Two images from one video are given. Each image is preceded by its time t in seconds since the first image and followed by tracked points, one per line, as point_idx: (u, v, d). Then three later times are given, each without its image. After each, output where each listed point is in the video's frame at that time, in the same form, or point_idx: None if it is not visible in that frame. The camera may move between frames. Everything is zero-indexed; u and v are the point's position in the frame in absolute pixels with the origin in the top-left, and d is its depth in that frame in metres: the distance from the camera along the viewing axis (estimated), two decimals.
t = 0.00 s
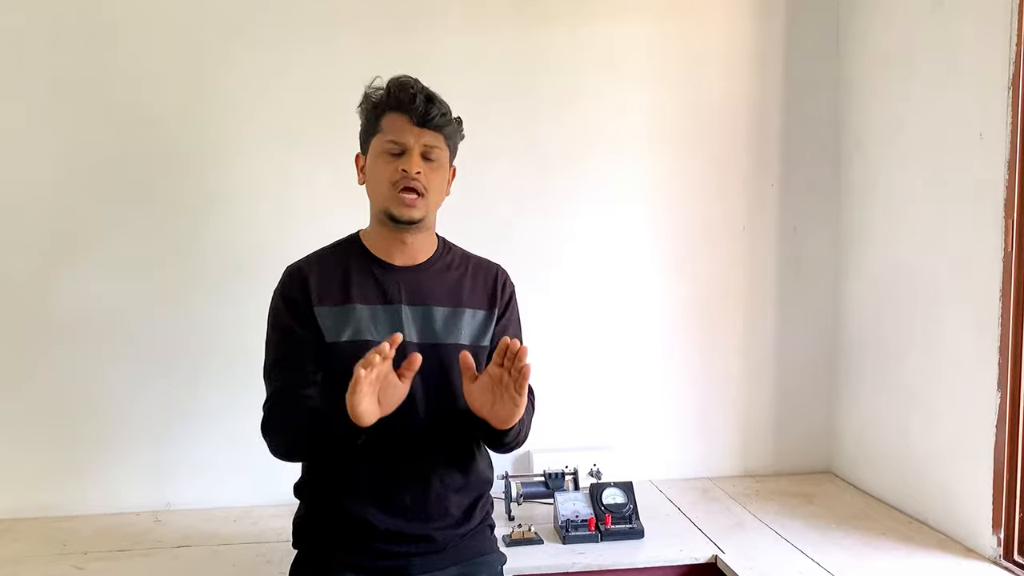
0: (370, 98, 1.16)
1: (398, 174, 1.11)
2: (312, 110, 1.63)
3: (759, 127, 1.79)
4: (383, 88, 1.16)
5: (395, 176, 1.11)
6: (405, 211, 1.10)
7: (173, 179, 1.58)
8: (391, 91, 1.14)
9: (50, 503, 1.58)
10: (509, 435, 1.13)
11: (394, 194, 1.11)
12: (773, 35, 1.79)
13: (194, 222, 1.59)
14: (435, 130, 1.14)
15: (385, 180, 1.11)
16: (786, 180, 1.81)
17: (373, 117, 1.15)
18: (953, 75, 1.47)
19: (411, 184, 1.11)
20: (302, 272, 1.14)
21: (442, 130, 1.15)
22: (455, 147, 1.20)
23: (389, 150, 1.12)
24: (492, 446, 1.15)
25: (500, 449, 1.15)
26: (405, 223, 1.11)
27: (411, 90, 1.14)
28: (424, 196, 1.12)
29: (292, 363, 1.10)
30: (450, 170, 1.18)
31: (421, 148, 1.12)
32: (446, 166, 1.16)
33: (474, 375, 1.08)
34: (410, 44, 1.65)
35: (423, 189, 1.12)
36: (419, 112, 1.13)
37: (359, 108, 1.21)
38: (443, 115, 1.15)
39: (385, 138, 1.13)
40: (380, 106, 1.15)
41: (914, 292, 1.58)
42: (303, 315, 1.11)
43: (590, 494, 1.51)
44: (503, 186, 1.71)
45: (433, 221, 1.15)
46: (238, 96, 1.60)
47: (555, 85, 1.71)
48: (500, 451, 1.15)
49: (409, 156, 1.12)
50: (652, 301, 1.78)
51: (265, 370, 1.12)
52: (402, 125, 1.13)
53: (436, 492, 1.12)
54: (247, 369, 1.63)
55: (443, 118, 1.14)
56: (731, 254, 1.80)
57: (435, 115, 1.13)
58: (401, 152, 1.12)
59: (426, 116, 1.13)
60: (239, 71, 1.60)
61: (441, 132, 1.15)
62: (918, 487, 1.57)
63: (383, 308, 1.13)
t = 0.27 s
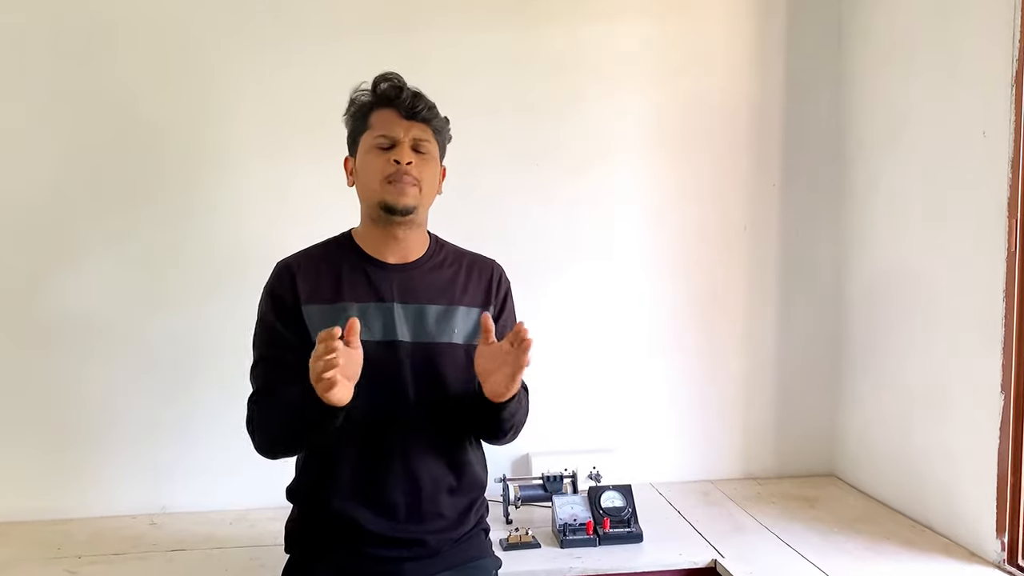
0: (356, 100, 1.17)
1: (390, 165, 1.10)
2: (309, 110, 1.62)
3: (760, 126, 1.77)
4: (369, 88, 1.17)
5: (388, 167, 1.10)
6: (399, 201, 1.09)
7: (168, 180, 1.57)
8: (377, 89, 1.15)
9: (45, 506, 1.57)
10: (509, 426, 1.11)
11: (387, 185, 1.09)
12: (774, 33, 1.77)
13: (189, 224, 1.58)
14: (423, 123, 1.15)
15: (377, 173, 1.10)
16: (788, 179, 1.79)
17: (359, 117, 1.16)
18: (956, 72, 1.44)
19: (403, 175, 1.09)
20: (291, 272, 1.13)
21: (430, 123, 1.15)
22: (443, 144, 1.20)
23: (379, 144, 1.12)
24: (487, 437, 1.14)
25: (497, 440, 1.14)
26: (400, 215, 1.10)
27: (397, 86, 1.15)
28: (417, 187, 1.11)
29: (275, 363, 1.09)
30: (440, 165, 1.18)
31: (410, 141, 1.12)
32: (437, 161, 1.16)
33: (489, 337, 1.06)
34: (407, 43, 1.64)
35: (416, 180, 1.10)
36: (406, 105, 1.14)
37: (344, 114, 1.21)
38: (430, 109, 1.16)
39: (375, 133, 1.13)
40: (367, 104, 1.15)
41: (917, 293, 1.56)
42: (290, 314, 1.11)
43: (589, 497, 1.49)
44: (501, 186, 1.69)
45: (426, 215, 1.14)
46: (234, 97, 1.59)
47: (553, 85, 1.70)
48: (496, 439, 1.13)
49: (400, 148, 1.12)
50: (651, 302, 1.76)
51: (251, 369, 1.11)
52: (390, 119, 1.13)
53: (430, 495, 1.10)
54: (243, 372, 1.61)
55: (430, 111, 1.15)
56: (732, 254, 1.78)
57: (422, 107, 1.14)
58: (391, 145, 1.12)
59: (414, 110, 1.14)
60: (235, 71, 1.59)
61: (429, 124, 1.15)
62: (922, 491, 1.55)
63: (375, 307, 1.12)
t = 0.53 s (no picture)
0: (340, 99, 1.16)
1: (377, 161, 1.09)
2: (307, 109, 1.61)
3: (762, 123, 1.76)
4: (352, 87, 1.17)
5: (374, 163, 1.09)
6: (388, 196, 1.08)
7: (166, 180, 1.57)
8: (361, 87, 1.15)
9: (43, 507, 1.57)
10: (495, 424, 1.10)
11: (375, 180, 1.08)
12: (777, 29, 1.75)
13: (187, 224, 1.57)
14: (408, 118, 1.14)
15: (365, 169, 1.09)
16: (790, 177, 1.77)
17: (345, 116, 1.15)
18: (960, 68, 1.43)
19: (391, 169, 1.09)
20: (284, 272, 1.12)
21: (416, 118, 1.14)
22: (432, 139, 1.18)
23: (366, 140, 1.11)
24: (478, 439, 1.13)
25: (485, 442, 1.13)
26: (389, 210, 1.09)
27: (381, 82, 1.14)
28: (406, 181, 1.10)
29: (275, 364, 1.08)
30: (428, 160, 1.17)
31: (397, 136, 1.11)
32: (425, 155, 1.15)
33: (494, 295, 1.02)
34: (405, 41, 1.63)
35: (405, 174, 1.09)
36: (390, 101, 1.13)
37: (330, 114, 1.20)
38: (415, 104, 1.15)
39: (361, 130, 1.12)
40: (352, 102, 1.15)
41: (921, 291, 1.54)
42: (286, 315, 1.10)
43: (588, 499, 1.48)
44: (500, 186, 1.68)
45: (415, 209, 1.13)
46: (232, 96, 1.58)
47: (553, 82, 1.69)
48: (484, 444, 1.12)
49: (386, 144, 1.11)
50: (652, 301, 1.75)
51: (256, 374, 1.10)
52: (376, 115, 1.12)
53: (425, 497, 1.10)
54: (241, 372, 1.61)
55: (415, 106, 1.14)
56: (734, 252, 1.76)
57: (407, 103, 1.13)
58: (378, 141, 1.11)
59: (399, 105, 1.13)
60: (232, 70, 1.58)
61: (415, 120, 1.14)
62: (926, 492, 1.53)
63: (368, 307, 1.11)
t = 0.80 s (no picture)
0: (330, 103, 1.17)
1: (373, 156, 1.08)
2: (307, 109, 1.60)
3: (766, 120, 1.74)
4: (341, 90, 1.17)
5: (371, 158, 1.08)
6: (387, 191, 1.06)
7: (166, 181, 1.57)
8: (350, 88, 1.15)
9: (45, 508, 1.57)
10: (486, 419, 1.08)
11: (373, 174, 1.06)
12: (781, 25, 1.73)
13: (187, 225, 1.57)
14: (400, 114, 1.14)
15: (361, 165, 1.08)
16: (795, 174, 1.75)
17: (335, 117, 1.15)
18: (966, 62, 1.40)
19: (388, 163, 1.07)
20: (280, 276, 1.11)
21: (407, 114, 1.15)
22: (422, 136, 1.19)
23: (360, 137, 1.10)
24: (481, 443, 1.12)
25: (486, 444, 1.12)
26: (388, 205, 1.07)
27: (370, 82, 1.15)
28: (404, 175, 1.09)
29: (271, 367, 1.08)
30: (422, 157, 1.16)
31: (391, 131, 1.11)
32: (419, 151, 1.15)
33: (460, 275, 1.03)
34: (406, 40, 1.62)
35: (402, 167, 1.08)
36: (381, 98, 1.13)
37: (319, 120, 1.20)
38: (404, 101, 1.16)
39: (354, 128, 1.11)
40: (342, 104, 1.15)
41: (928, 290, 1.52)
42: (285, 319, 1.09)
43: (590, 500, 1.47)
44: (502, 185, 1.67)
45: (412, 205, 1.11)
46: (231, 96, 1.58)
47: (554, 80, 1.67)
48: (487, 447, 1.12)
49: (381, 139, 1.10)
50: (656, 300, 1.73)
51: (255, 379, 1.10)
52: (368, 113, 1.12)
53: (422, 500, 1.09)
54: (242, 373, 1.60)
55: (405, 102, 1.15)
56: (738, 251, 1.75)
57: (397, 99, 1.14)
58: (372, 138, 1.10)
59: (389, 102, 1.14)
60: (232, 70, 1.58)
61: (407, 115, 1.15)
62: (933, 494, 1.51)
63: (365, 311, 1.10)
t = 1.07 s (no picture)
0: (320, 108, 1.17)
1: (365, 158, 1.07)
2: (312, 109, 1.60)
3: (774, 117, 1.72)
4: (330, 94, 1.17)
5: (363, 160, 1.07)
6: (383, 192, 1.05)
7: (172, 182, 1.57)
8: (338, 91, 1.15)
9: (54, 508, 1.58)
10: (505, 414, 1.08)
11: (367, 175, 1.06)
12: (790, 22, 1.71)
13: (192, 226, 1.57)
14: (390, 115, 1.14)
15: (356, 168, 1.07)
16: (804, 172, 1.73)
17: (325, 123, 1.15)
18: (977, 57, 1.38)
19: (380, 163, 1.07)
20: (276, 282, 1.13)
21: (398, 114, 1.15)
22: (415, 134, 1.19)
23: (351, 140, 1.10)
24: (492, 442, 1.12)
25: (503, 443, 1.12)
26: (384, 206, 1.07)
27: (358, 83, 1.15)
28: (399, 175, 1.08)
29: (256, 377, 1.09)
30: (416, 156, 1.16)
31: (382, 132, 1.11)
32: (413, 149, 1.14)
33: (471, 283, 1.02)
34: (410, 39, 1.62)
35: (396, 167, 1.08)
36: (370, 99, 1.13)
37: (310, 125, 1.20)
38: (394, 100, 1.16)
39: (345, 130, 1.11)
40: (332, 108, 1.15)
41: (938, 288, 1.50)
42: (281, 325, 1.11)
43: (596, 500, 1.45)
44: (506, 184, 1.66)
45: (410, 204, 1.11)
46: (236, 96, 1.58)
47: (560, 79, 1.66)
48: (501, 446, 1.11)
49: (372, 140, 1.10)
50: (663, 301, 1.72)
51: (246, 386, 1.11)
52: (357, 115, 1.12)
53: (422, 503, 1.09)
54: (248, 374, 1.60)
55: (395, 102, 1.15)
56: (747, 250, 1.73)
57: (387, 99, 1.14)
58: (363, 140, 1.10)
59: (379, 102, 1.14)
60: (237, 71, 1.58)
61: (397, 114, 1.14)
62: (945, 495, 1.49)
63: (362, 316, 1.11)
